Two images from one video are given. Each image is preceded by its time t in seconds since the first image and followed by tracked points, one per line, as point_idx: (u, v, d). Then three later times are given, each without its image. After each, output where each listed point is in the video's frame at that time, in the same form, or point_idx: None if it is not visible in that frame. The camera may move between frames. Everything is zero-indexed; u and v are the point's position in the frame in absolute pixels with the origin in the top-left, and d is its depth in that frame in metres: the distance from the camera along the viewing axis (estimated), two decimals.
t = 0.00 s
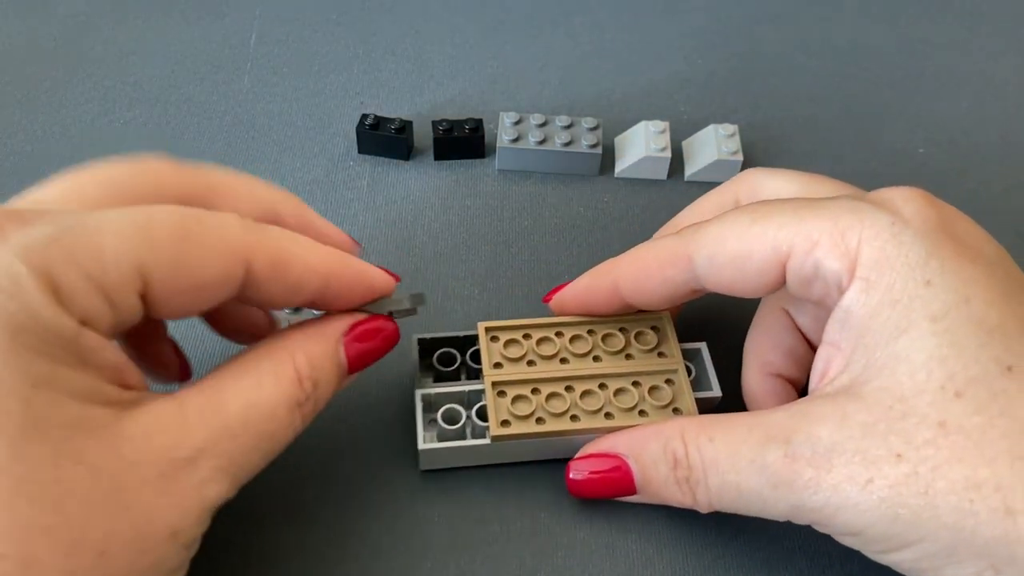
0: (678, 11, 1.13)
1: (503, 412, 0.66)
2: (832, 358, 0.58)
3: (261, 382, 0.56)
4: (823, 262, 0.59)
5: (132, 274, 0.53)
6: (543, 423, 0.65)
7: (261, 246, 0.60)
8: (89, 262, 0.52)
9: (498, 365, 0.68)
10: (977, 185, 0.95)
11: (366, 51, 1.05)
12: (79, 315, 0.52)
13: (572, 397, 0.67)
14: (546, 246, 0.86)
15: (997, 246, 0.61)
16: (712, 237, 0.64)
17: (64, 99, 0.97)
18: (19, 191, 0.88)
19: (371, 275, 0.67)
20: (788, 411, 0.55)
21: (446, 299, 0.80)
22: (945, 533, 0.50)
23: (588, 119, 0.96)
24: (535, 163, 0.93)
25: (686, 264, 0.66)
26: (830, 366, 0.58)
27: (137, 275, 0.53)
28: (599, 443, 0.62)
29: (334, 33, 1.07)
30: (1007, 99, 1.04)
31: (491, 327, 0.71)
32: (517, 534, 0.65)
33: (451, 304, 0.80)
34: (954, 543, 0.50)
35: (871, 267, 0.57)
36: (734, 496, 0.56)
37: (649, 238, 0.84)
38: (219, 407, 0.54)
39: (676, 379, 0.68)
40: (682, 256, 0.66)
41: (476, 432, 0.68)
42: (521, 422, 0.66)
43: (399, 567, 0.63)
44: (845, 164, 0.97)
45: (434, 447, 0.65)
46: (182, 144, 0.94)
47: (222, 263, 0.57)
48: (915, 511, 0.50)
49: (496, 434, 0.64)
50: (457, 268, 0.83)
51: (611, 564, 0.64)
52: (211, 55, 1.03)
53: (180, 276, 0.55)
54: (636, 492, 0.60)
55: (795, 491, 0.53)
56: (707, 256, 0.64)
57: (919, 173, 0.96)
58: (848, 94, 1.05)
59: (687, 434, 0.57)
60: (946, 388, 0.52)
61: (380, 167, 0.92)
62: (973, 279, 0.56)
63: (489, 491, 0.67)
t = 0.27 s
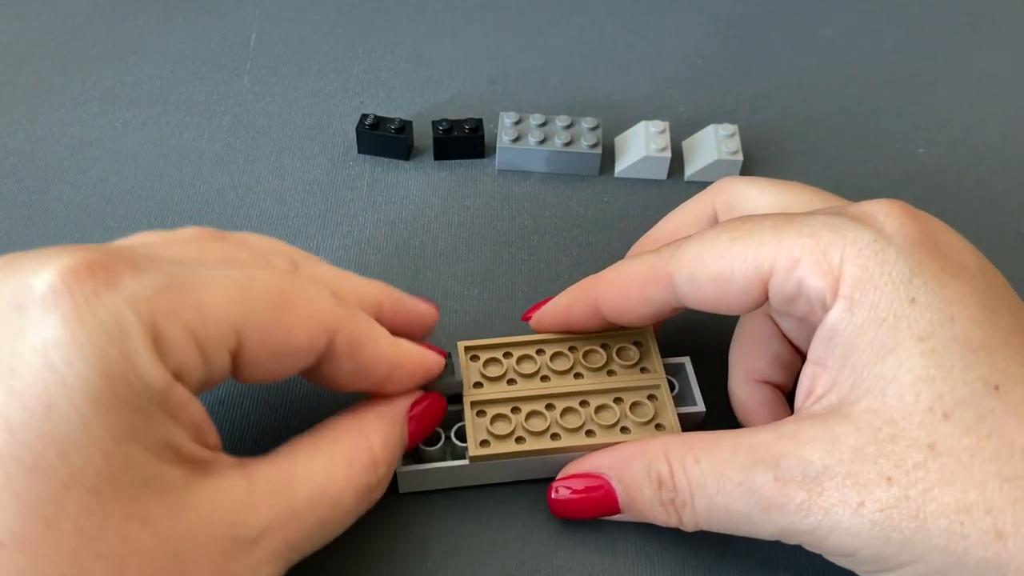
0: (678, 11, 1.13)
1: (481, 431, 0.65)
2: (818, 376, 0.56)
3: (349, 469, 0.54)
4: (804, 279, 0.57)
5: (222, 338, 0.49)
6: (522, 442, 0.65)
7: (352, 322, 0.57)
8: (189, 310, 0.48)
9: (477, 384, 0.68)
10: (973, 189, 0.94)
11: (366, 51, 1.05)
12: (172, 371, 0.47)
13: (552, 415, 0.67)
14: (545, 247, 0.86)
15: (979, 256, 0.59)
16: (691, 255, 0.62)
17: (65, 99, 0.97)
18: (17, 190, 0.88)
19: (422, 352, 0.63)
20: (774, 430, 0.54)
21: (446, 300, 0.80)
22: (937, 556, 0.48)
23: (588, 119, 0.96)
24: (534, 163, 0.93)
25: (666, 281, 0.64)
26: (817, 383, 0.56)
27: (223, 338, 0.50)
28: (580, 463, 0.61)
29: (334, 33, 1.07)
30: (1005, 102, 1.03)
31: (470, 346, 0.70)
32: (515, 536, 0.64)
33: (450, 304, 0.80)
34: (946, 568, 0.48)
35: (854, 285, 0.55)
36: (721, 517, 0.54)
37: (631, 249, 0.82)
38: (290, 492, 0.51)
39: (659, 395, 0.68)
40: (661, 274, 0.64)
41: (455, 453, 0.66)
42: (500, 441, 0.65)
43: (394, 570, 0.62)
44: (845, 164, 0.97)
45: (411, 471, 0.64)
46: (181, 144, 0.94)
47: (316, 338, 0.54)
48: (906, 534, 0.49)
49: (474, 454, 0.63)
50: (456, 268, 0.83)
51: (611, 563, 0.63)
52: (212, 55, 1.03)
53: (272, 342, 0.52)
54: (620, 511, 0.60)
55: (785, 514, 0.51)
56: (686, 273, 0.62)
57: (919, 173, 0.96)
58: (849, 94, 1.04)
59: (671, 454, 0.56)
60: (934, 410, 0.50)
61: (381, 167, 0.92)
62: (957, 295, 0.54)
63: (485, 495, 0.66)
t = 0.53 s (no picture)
0: (678, 11, 1.13)
1: (479, 432, 0.65)
2: (814, 377, 0.56)
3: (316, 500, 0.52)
4: (797, 282, 0.57)
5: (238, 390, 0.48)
6: (521, 443, 0.65)
7: (362, 362, 0.55)
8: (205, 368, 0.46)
9: (475, 385, 0.68)
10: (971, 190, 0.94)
11: (366, 51, 1.05)
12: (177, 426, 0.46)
13: (550, 416, 0.66)
14: (545, 247, 0.86)
15: (972, 257, 0.59)
16: (684, 259, 0.62)
17: (65, 99, 0.97)
18: (17, 190, 0.88)
19: (424, 366, 0.62)
20: (770, 430, 0.54)
21: (446, 299, 0.80)
22: (931, 556, 0.48)
23: (588, 119, 0.96)
24: (535, 163, 0.93)
25: (659, 284, 0.64)
26: (812, 384, 0.56)
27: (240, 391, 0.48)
28: (577, 463, 0.61)
29: (334, 33, 1.07)
30: (1005, 103, 1.03)
31: (468, 347, 0.71)
32: (517, 536, 0.64)
33: (450, 304, 0.80)
34: (940, 568, 0.48)
35: (847, 288, 0.55)
36: (717, 517, 0.54)
37: (627, 251, 0.82)
38: (253, 526, 0.49)
39: (656, 396, 0.68)
40: (655, 278, 0.64)
41: (454, 454, 0.66)
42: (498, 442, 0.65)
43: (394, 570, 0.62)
44: (845, 164, 0.97)
45: (409, 471, 0.64)
46: (181, 144, 0.94)
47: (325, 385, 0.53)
48: (900, 534, 0.48)
49: (472, 455, 0.63)
50: (456, 268, 0.83)
51: (611, 562, 0.63)
52: (211, 55, 1.03)
53: (285, 394, 0.51)
54: (617, 510, 0.60)
55: (780, 513, 0.51)
56: (679, 277, 0.62)
57: (918, 173, 0.96)
58: (849, 94, 1.04)
59: (668, 453, 0.56)
60: (928, 411, 0.50)
61: (381, 167, 0.92)
62: (950, 297, 0.54)
63: (485, 495, 0.67)
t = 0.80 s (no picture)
0: (678, 11, 1.13)
1: (480, 432, 0.65)
2: (810, 378, 0.56)
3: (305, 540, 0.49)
4: (791, 284, 0.57)
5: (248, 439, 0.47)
6: (522, 443, 0.65)
7: (367, 400, 0.56)
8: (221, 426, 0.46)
9: (476, 385, 0.68)
10: (970, 189, 0.94)
11: (366, 51, 1.05)
12: (184, 476, 0.45)
13: (551, 417, 0.66)
14: (545, 246, 0.86)
15: (964, 256, 0.59)
16: (680, 261, 0.62)
17: (64, 99, 0.97)
18: (17, 190, 0.88)
19: (427, 379, 0.63)
20: (769, 428, 0.54)
21: (446, 299, 0.80)
22: (928, 554, 0.48)
23: (588, 119, 0.96)
24: (535, 163, 0.93)
25: (655, 287, 0.64)
26: (810, 385, 0.56)
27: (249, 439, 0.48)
28: (576, 461, 0.61)
29: (334, 33, 1.07)
30: (1004, 102, 1.03)
31: (469, 347, 0.70)
32: (517, 535, 0.64)
33: (451, 304, 0.80)
34: (937, 566, 0.48)
35: (841, 289, 0.55)
36: (715, 515, 0.54)
37: (625, 250, 0.82)
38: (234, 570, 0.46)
39: (656, 396, 0.68)
40: (651, 280, 0.64)
41: (454, 454, 0.66)
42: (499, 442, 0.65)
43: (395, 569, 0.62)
44: (845, 164, 0.97)
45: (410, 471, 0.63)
46: (181, 144, 0.94)
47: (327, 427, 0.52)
48: (897, 532, 0.48)
49: (473, 454, 0.63)
50: (456, 267, 0.83)
51: (611, 561, 0.63)
52: (211, 55, 1.03)
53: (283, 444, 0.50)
54: (616, 510, 0.60)
55: (777, 511, 0.51)
56: (675, 279, 0.62)
57: (919, 172, 0.96)
58: (849, 94, 1.04)
59: (667, 451, 0.56)
60: (924, 410, 0.50)
61: (381, 167, 0.92)
62: (944, 296, 0.54)
63: (485, 492, 0.67)
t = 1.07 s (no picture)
0: (678, 10, 1.13)
1: (479, 433, 0.65)
2: (810, 381, 0.56)
3: (267, 516, 0.49)
4: (791, 288, 0.57)
5: (202, 419, 0.48)
6: (520, 444, 0.65)
7: (338, 391, 0.56)
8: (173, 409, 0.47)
9: (475, 387, 0.68)
10: (970, 190, 0.94)
11: (366, 51, 1.05)
12: (139, 452, 0.46)
13: (549, 418, 0.66)
14: (546, 246, 0.86)
15: (962, 257, 0.59)
16: (679, 265, 0.62)
17: (64, 99, 0.97)
18: (17, 191, 0.88)
19: (418, 369, 0.62)
20: (772, 430, 0.54)
21: (446, 300, 0.80)
22: (927, 557, 0.48)
23: (588, 119, 0.96)
24: (535, 163, 0.93)
25: (654, 291, 0.64)
26: (810, 388, 0.56)
27: (207, 420, 0.49)
28: (575, 462, 0.61)
29: (334, 33, 1.07)
30: (1005, 103, 1.03)
31: (465, 350, 0.71)
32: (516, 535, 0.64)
33: (451, 304, 0.80)
34: (936, 569, 0.48)
35: (840, 292, 0.55)
36: (715, 516, 0.54)
37: (624, 252, 0.82)
38: (200, 545, 0.46)
39: (655, 396, 0.68)
40: (650, 285, 0.64)
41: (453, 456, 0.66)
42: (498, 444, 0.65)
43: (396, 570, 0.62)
44: (845, 164, 0.97)
45: (409, 473, 0.63)
46: (181, 144, 0.94)
47: (291, 413, 0.53)
48: (896, 535, 0.48)
49: (471, 457, 0.63)
50: (456, 267, 0.83)
51: (612, 562, 0.63)
52: (211, 55, 1.03)
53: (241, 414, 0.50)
54: (616, 510, 0.59)
55: (777, 514, 0.51)
56: (674, 284, 0.63)
57: (919, 172, 0.96)
58: (849, 94, 1.04)
59: (667, 453, 0.56)
60: (923, 413, 0.50)
61: (381, 168, 0.92)
62: (943, 299, 0.54)
63: (485, 493, 0.67)
